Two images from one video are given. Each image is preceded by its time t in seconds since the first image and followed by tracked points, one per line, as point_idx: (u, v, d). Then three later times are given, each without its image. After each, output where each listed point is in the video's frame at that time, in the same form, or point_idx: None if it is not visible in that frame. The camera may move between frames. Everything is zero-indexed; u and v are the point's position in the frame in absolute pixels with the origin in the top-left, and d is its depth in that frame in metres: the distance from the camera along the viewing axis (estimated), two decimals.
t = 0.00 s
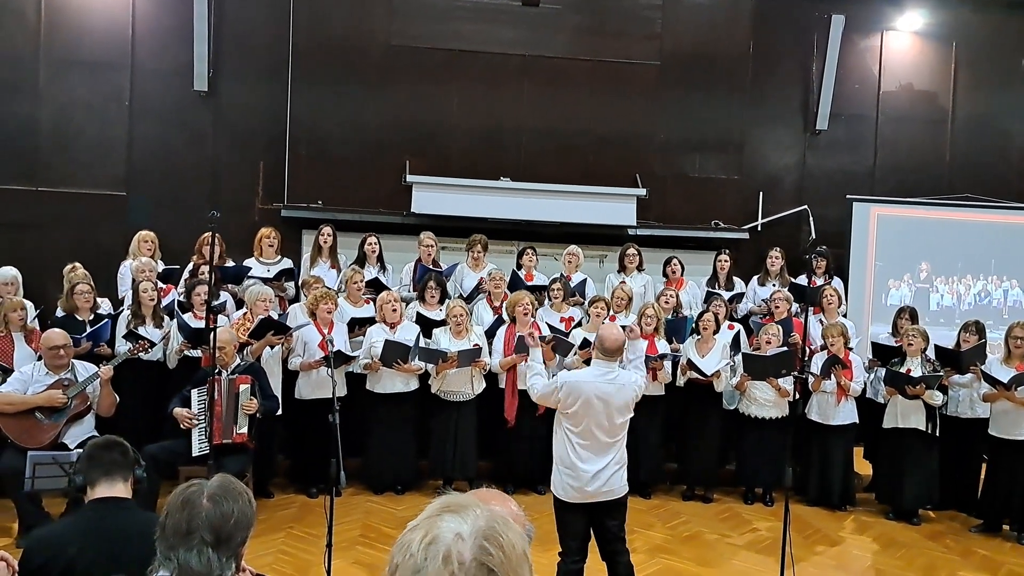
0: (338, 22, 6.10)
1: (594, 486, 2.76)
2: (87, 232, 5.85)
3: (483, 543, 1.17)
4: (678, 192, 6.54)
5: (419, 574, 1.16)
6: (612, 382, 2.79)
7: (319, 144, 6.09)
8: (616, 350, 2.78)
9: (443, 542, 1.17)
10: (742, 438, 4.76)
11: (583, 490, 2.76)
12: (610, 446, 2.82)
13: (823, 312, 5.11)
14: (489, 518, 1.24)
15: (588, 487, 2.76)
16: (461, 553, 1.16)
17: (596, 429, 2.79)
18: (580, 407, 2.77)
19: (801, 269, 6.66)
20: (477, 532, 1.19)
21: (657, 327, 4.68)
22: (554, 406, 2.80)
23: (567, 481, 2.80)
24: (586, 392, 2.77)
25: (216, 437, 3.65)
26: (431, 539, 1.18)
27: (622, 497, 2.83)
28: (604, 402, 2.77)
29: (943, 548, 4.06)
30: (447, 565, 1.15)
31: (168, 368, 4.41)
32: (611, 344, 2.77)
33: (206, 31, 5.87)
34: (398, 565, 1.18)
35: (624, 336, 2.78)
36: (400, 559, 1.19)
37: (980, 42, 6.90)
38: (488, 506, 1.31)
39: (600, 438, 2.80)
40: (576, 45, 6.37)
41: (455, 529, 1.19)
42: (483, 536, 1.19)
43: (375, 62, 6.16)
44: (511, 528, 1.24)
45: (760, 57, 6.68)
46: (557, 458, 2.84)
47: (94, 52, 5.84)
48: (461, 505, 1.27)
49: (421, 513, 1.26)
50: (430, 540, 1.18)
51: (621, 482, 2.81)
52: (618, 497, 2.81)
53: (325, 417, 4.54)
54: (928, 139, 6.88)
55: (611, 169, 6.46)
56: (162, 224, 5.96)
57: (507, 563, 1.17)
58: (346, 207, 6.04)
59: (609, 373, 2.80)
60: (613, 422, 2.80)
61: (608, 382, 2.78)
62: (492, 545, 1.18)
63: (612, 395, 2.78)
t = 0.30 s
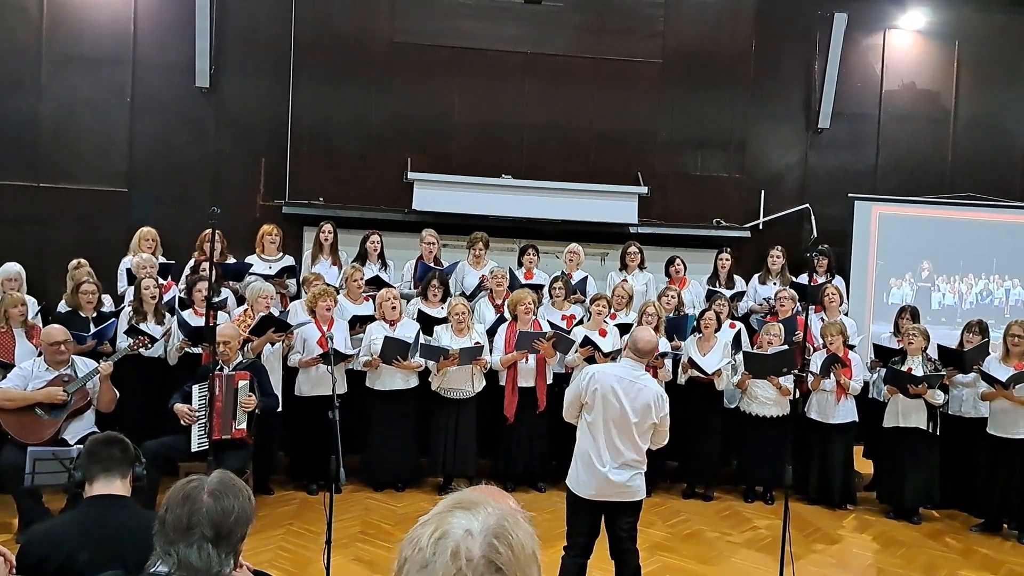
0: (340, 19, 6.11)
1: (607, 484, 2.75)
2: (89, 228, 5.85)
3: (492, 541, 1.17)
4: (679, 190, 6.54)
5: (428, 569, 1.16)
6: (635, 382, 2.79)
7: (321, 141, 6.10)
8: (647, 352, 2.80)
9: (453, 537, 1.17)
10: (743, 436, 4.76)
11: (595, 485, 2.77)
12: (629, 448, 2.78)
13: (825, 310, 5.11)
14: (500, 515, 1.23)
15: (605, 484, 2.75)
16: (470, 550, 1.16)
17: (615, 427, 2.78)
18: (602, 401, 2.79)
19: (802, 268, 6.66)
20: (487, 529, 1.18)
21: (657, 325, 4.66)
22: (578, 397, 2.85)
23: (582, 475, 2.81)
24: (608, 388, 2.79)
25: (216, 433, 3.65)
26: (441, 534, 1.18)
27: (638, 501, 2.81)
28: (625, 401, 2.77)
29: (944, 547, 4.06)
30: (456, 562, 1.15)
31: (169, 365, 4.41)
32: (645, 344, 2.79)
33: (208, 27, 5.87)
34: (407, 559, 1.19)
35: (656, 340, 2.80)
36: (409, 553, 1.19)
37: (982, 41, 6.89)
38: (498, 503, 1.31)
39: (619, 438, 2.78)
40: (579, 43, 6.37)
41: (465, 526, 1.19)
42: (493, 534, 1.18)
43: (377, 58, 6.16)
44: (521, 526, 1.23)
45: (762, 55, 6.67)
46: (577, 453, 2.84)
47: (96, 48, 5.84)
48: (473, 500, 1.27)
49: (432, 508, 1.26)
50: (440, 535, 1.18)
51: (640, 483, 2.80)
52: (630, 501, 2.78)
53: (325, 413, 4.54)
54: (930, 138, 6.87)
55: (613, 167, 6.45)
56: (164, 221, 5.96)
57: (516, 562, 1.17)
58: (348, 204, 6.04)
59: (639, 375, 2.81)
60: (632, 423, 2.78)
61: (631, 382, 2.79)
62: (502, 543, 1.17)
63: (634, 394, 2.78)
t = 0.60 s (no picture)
0: (341, 17, 6.11)
1: (611, 479, 2.75)
2: (90, 226, 5.86)
3: (500, 542, 1.17)
4: (680, 189, 6.54)
5: (435, 567, 1.16)
6: (639, 377, 2.78)
7: (322, 140, 6.10)
8: (653, 348, 2.79)
9: (461, 536, 1.17)
10: (743, 436, 4.76)
11: (599, 481, 2.77)
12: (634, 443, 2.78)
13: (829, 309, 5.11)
14: (509, 517, 1.23)
15: (606, 480, 2.76)
16: (477, 550, 1.16)
17: (619, 422, 2.79)
18: (606, 396, 2.81)
19: (803, 268, 6.65)
20: (497, 530, 1.18)
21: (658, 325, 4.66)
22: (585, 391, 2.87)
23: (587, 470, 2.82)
24: (612, 382, 2.80)
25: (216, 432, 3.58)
26: (450, 532, 1.18)
27: (641, 500, 2.79)
28: (629, 396, 2.77)
29: (944, 547, 4.05)
30: (463, 561, 1.15)
31: (169, 363, 4.42)
32: (652, 341, 2.78)
33: (209, 26, 5.87)
34: (416, 555, 1.19)
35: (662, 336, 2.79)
36: (418, 549, 1.20)
37: (984, 40, 6.88)
38: (508, 504, 1.30)
39: (623, 433, 2.78)
40: (580, 42, 6.37)
41: (474, 526, 1.19)
42: (501, 535, 1.18)
43: (379, 57, 6.16)
44: (529, 529, 1.23)
45: (764, 54, 6.66)
46: (582, 447, 2.87)
47: (98, 47, 5.84)
48: (482, 500, 1.27)
49: (442, 506, 1.26)
50: (448, 534, 1.18)
51: (645, 482, 2.79)
52: (634, 497, 2.76)
53: (325, 412, 4.55)
54: (932, 138, 6.86)
55: (614, 166, 6.45)
56: (165, 219, 5.97)
57: (522, 564, 1.16)
58: (348, 203, 6.04)
59: (647, 372, 2.79)
60: (636, 418, 2.77)
61: (635, 377, 2.79)
62: (509, 544, 1.17)
63: (638, 389, 2.77)
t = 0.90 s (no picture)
0: (343, 17, 6.11)
1: (615, 481, 2.72)
2: (92, 225, 5.86)
3: (495, 540, 1.17)
4: (682, 189, 6.54)
5: (429, 568, 1.16)
6: (630, 376, 2.79)
7: (324, 139, 6.10)
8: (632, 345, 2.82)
9: (455, 535, 1.17)
10: (745, 436, 4.75)
11: (602, 485, 2.73)
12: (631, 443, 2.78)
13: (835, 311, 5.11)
14: (502, 514, 1.23)
15: (608, 483, 2.73)
16: (471, 549, 1.16)
17: (616, 424, 2.77)
18: (600, 400, 2.77)
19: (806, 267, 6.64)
20: (491, 528, 1.18)
21: (660, 324, 4.66)
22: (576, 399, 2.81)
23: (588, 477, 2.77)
24: (605, 385, 2.77)
25: (219, 429, 3.55)
26: (443, 532, 1.18)
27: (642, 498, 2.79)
28: (624, 396, 2.77)
29: (946, 547, 4.04)
30: (457, 560, 1.14)
31: (171, 362, 4.42)
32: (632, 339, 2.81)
33: (211, 25, 5.87)
34: (409, 556, 1.18)
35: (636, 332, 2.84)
36: (411, 550, 1.19)
37: (987, 40, 6.86)
38: (500, 501, 1.30)
39: (621, 434, 2.77)
40: (582, 41, 6.36)
41: (467, 525, 1.18)
42: (495, 533, 1.18)
43: (380, 56, 6.15)
44: (524, 526, 1.23)
45: (767, 54, 6.65)
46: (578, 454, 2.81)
47: (99, 45, 5.84)
48: (476, 499, 1.27)
49: (434, 506, 1.26)
50: (442, 534, 1.18)
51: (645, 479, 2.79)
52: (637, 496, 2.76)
53: (326, 411, 4.54)
54: (934, 137, 6.85)
55: (616, 166, 6.44)
56: (166, 218, 5.96)
57: (518, 562, 1.16)
58: (350, 202, 6.04)
59: (631, 369, 2.82)
60: (632, 417, 2.78)
61: (627, 377, 2.79)
62: (503, 542, 1.17)
63: (631, 389, 2.78)
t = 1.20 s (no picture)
0: (346, 15, 6.11)
1: (591, 482, 2.76)
2: (95, 223, 5.87)
3: (488, 535, 1.17)
4: (685, 188, 6.53)
5: (425, 568, 1.15)
6: (596, 378, 2.79)
7: (327, 138, 6.10)
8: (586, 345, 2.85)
9: (448, 533, 1.17)
10: (747, 436, 4.75)
11: (580, 487, 2.76)
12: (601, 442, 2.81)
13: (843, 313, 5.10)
14: (492, 510, 1.23)
15: (579, 482, 2.75)
16: (466, 546, 1.16)
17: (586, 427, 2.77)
18: (571, 407, 2.74)
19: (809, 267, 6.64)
20: (483, 524, 1.18)
21: (662, 323, 4.69)
22: (548, 410, 2.74)
23: (565, 481, 2.77)
24: (575, 392, 2.74)
25: (224, 428, 3.55)
26: (436, 532, 1.17)
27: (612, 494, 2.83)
28: (593, 399, 2.76)
29: (948, 547, 4.04)
30: (453, 557, 1.14)
31: (173, 361, 4.42)
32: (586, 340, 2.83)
33: (214, 24, 5.88)
34: (403, 558, 1.18)
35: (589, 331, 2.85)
36: (404, 552, 1.18)
37: (991, 40, 6.86)
38: (487, 497, 1.30)
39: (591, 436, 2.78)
40: (585, 40, 6.36)
41: (459, 522, 1.19)
42: (488, 528, 1.18)
43: (383, 55, 6.16)
44: (516, 520, 1.23)
45: (770, 53, 6.64)
46: (551, 460, 2.81)
47: (102, 44, 5.84)
48: (464, 496, 1.27)
49: (422, 506, 1.25)
50: (435, 533, 1.17)
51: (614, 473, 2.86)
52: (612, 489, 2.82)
53: (328, 409, 4.54)
54: (938, 137, 6.84)
55: (619, 165, 6.44)
56: (169, 217, 5.97)
57: (514, 556, 1.16)
58: (353, 201, 6.04)
59: (595, 366, 2.84)
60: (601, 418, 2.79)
61: (593, 379, 2.78)
62: (497, 536, 1.17)
63: (599, 390, 2.78)
